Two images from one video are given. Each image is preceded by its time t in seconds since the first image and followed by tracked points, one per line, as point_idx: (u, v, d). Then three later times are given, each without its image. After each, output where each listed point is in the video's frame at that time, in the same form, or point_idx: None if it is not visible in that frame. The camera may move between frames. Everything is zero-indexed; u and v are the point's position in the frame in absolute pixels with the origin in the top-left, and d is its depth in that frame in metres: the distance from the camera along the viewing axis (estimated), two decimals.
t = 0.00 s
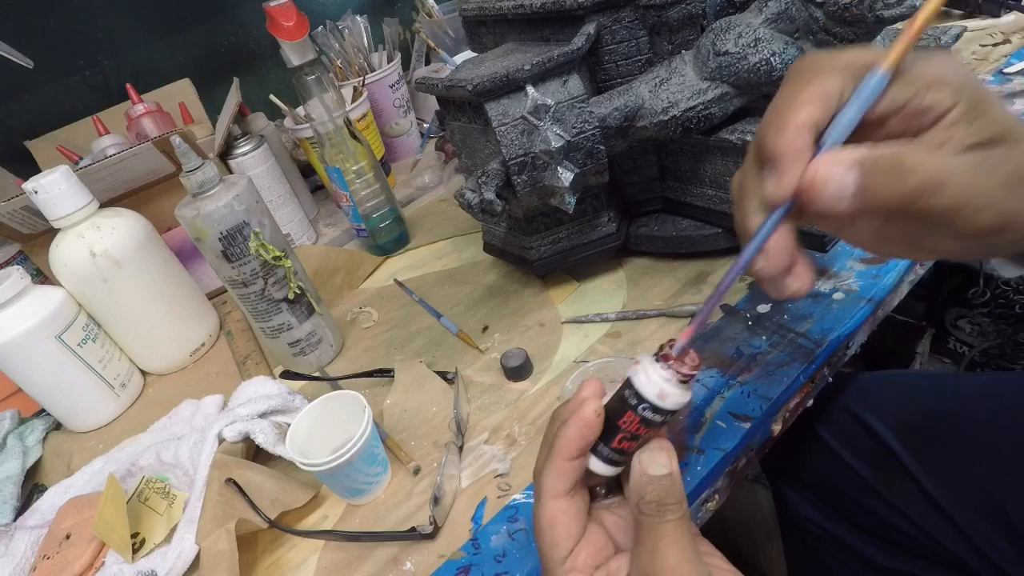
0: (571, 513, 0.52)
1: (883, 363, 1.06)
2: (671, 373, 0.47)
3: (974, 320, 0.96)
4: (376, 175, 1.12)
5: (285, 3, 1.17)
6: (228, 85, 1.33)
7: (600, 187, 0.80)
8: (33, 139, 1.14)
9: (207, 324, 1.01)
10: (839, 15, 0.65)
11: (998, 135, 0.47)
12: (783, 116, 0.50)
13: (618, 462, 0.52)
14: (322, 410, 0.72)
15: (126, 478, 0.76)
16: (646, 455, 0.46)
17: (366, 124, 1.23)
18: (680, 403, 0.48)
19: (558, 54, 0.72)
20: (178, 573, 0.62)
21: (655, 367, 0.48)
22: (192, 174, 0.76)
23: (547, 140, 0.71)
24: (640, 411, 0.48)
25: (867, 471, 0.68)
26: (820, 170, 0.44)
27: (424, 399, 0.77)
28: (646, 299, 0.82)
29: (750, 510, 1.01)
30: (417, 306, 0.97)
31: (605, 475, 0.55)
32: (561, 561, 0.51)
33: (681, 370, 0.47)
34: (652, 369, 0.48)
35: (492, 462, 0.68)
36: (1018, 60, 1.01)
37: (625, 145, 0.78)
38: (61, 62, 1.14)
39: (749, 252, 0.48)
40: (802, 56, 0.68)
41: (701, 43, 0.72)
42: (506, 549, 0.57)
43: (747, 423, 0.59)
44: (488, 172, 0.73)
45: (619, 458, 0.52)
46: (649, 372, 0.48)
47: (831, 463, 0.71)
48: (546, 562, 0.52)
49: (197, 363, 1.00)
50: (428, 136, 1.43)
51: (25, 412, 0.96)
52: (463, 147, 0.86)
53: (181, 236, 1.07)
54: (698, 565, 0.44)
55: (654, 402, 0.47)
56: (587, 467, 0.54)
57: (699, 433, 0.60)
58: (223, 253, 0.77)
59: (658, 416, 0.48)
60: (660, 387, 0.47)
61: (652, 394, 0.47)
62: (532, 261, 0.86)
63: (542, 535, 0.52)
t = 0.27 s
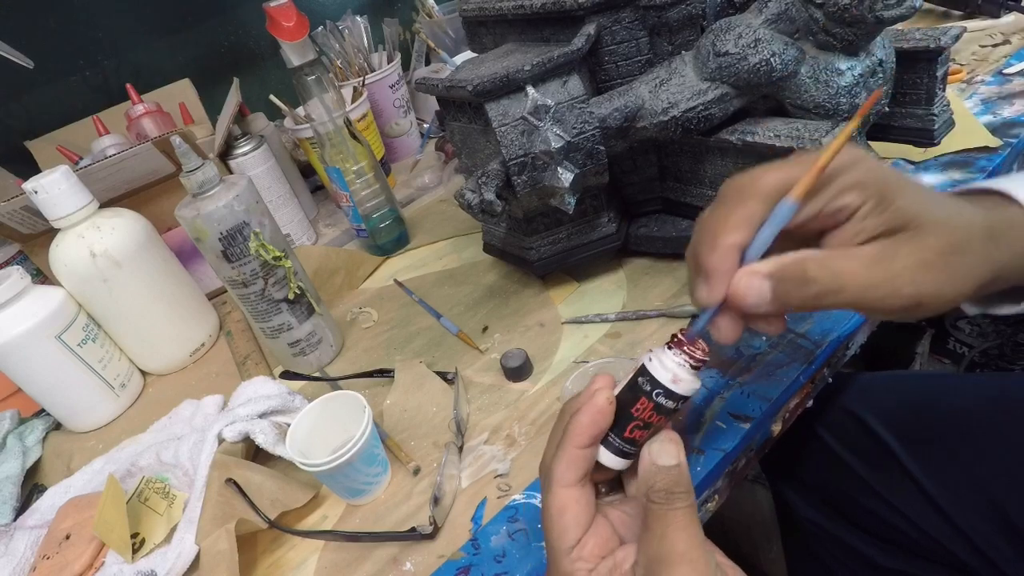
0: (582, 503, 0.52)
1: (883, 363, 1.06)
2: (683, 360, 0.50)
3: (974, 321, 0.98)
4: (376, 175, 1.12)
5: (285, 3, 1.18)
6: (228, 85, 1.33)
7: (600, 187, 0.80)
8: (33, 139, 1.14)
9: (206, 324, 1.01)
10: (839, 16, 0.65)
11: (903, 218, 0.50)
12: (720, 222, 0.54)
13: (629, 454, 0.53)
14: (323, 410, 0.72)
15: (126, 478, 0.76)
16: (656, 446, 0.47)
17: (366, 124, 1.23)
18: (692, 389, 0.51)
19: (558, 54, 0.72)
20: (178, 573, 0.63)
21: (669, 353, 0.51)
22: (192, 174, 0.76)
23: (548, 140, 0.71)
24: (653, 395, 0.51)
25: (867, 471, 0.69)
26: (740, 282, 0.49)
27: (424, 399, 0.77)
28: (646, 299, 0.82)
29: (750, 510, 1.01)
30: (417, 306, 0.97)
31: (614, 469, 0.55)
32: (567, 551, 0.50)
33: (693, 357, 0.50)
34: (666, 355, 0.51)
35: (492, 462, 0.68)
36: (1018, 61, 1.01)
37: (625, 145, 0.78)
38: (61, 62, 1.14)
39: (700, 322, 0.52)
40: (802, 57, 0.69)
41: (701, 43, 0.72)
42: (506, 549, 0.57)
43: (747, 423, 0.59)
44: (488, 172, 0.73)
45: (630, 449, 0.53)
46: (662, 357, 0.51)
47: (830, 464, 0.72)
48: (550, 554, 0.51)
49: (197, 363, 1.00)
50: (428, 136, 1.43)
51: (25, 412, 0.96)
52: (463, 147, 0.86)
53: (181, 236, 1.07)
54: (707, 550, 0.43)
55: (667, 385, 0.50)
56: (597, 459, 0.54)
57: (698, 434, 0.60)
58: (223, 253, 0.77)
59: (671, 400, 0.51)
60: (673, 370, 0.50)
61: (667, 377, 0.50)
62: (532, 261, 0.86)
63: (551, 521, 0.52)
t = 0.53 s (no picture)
0: (582, 496, 0.52)
1: (882, 363, 1.06)
2: (678, 350, 0.50)
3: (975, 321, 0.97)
4: (376, 175, 1.12)
5: (285, 3, 1.18)
6: (228, 85, 1.33)
7: (599, 187, 0.80)
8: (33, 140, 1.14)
9: (206, 324, 1.01)
10: (839, 15, 0.65)
11: (897, 197, 0.51)
12: (718, 192, 0.56)
13: (630, 448, 0.53)
14: (323, 410, 0.72)
15: (126, 478, 0.76)
16: (656, 439, 0.47)
17: (366, 124, 1.23)
18: (689, 378, 0.50)
19: (558, 54, 0.72)
20: (178, 573, 0.63)
21: (665, 345, 0.51)
22: (192, 174, 0.76)
23: (548, 140, 0.71)
24: (652, 388, 0.50)
25: (867, 472, 0.69)
26: (739, 238, 0.49)
27: (424, 399, 0.77)
28: (646, 299, 0.82)
29: (750, 510, 1.01)
30: (417, 306, 0.97)
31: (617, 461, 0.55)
32: (568, 543, 0.50)
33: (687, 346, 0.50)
34: (662, 346, 0.51)
35: (492, 462, 0.68)
36: (1018, 60, 1.01)
37: (625, 145, 0.78)
38: (61, 62, 1.14)
39: (691, 312, 0.52)
40: (802, 57, 0.69)
41: (701, 43, 0.72)
42: (506, 549, 0.57)
43: (746, 423, 0.59)
44: (488, 172, 0.73)
45: (631, 442, 0.53)
46: (659, 349, 0.51)
47: (830, 464, 0.72)
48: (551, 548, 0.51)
49: (197, 363, 1.00)
50: (428, 136, 1.43)
51: (25, 412, 0.96)
52: (463, 147, 0.86)
53: (181, 236, 1.07)
54: (708, 540, 0.43)
55: (665, 376, 0.50)
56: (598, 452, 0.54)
57: (699, 434, 0.60)
58: (223, 253, 0.77)
59: (670, 392, 0.51)
60: (670, 361, 0.50)
61: (663, 369, 0.50)
62: (532, 261, 0.86)
63: (552, 514, 0.52)
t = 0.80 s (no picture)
0: (576, 494, 0.52)
1: (883, 363, 1.06)
2: (664, 344, 0.50)
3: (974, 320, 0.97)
4: (376, 175, 1.12)
5: (285, 3, 1.18)
6: (228, 85, 1.33)
7: (599, 187, 0.80)
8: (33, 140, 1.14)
9: (206, 324, 1.01)
10: (839, 15, 0.65)
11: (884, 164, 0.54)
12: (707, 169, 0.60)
13: (622, 445, 0.53)
14: (322, 410, 0.72)
15: (126, 478, 0.76)
16: (648, 434, 0.46)
17: (366, 124, 1.23)
18: (676, 371, 0.50)
19: (558, 54, 0.72)
20: (178, 573, 0.63)
21: (651, 339, 0.51)
22: (192, 174, 0.76)
23: (548, 140, 0.71)
24: (640, 381, 0.50)
25: (867, 471, 0.69)
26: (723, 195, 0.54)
27: (424, 399, 0.77)
28: (646, 299, 0.82)
29: (750, 510, 1.01)
30: (417, 306, 0.97)
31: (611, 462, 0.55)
32: (565, 541, 0.50)
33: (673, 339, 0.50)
34: (648, 341, 0.51)
35: (492, 462, 0.68)
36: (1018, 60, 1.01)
37: (625, 145, 0.78)
38: (61, 62, 1.14)
39: (680, 307, 0.53)
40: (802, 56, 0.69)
41: (701, 43, 0.72)
42: (506, 549, 0.57)
43: (746, 423, 0.59)
44: (488, 172, 0.73)
45: (623, 439, 0.52)
46: (643, 343, 0.51)
47: (830, 464, 0.72)
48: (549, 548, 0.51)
49: (197, 363, 1.00)
50: (428, 136, 1.43)
51: (25, 412, 0.96)
52: (463, 147, 0.86)
53: (181, 236, 1.07)
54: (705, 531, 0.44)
55: (652, 369, 0.50)
56: (592, 451, 0.54)
57: (698, 433, 0.60)
58: (223, 253, 0.77)
59: (658, 385, 0.50)
60: (656, 353, 0.50)
61: (650, 362, 0.50)
62: (532, 261, 0.86)
63: (546, 512, 0.51)
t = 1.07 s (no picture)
0: (568, 499, 0.52)
1: (883, 364, 1.06)
2: (639, 339, 0.52)
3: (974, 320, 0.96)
4: (376, 175, 1.12)
5: (285, 3, 1.18)
6: (228, 85, 1.33)
7: (599, 187, 0.80)
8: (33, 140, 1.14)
9: (206, 324, 1.01)
10: (839, 15, 0.65)
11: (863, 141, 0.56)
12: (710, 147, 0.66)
13: (612, 445, 0.53)
14: (322, 409, 0.71)
15: (126, 478, 0.76)
16: (637, 432, 0.49)
17: (366, 124, 1.23)
18: (655, 365, 0.52)
19: (558, 54, 0.72)
20: (178, 573, 0.63)
21: (627, 337, 0.52)
22: (192, 174, 0.76)
23: (548, 140, 0.71)
24: (621, 379, 0.51)
25: (867, 471, 0.69)
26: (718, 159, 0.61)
27: (424, 399, 0.77)
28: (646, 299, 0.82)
29: (750, 510, 1.01)
30: (417, 306, 0.97)
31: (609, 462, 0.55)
32: (561, 543, 0.50)
33: (648, 334, 0.52)
34: (625, 338, 0.52)
35: (492, 462, 0.68)
36: (1018, 60, 1.01)
37: (625, 145, 0.78)
38: (61, 62, 1.14)
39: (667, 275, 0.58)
40: (802, 56, 0.69)
41: (701, 43, 0.72)
42: (506, 549, 0.57)
43: (746, 423, 0.59)
44: (488, 172, 0.73)
45: (612, 439, 0.53)
46: (620, 342, 0.52)
47: (830, 464, 0.72)
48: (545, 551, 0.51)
49: (197, 363, 1.00)
50: (428, 136, 1.43)
51: (25, 412, 0.96)
52: (463, 147, 0.86)
53: (181, 236, 1.07)
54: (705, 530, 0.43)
55: (631, 365, 0.51)
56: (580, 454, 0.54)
57: (699, 433, 0.60)
58: (223, 253, 0.77)
59: (639, 381, 0.51)
60: (634, 349, 0.51)
61: (628, 358, 0.51)
62: (532, 261, 0.86)
63: (542, 516, 0.52)
